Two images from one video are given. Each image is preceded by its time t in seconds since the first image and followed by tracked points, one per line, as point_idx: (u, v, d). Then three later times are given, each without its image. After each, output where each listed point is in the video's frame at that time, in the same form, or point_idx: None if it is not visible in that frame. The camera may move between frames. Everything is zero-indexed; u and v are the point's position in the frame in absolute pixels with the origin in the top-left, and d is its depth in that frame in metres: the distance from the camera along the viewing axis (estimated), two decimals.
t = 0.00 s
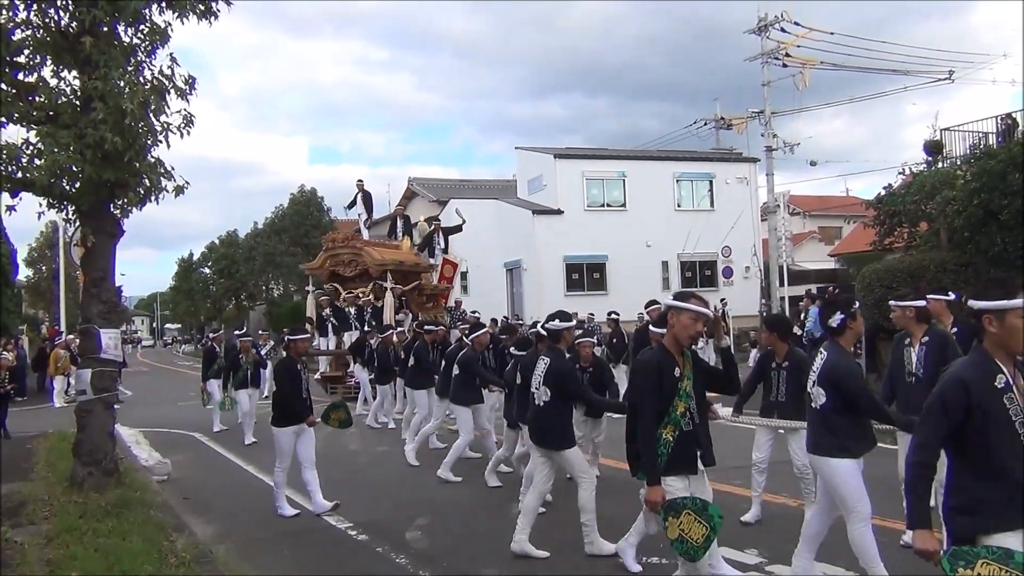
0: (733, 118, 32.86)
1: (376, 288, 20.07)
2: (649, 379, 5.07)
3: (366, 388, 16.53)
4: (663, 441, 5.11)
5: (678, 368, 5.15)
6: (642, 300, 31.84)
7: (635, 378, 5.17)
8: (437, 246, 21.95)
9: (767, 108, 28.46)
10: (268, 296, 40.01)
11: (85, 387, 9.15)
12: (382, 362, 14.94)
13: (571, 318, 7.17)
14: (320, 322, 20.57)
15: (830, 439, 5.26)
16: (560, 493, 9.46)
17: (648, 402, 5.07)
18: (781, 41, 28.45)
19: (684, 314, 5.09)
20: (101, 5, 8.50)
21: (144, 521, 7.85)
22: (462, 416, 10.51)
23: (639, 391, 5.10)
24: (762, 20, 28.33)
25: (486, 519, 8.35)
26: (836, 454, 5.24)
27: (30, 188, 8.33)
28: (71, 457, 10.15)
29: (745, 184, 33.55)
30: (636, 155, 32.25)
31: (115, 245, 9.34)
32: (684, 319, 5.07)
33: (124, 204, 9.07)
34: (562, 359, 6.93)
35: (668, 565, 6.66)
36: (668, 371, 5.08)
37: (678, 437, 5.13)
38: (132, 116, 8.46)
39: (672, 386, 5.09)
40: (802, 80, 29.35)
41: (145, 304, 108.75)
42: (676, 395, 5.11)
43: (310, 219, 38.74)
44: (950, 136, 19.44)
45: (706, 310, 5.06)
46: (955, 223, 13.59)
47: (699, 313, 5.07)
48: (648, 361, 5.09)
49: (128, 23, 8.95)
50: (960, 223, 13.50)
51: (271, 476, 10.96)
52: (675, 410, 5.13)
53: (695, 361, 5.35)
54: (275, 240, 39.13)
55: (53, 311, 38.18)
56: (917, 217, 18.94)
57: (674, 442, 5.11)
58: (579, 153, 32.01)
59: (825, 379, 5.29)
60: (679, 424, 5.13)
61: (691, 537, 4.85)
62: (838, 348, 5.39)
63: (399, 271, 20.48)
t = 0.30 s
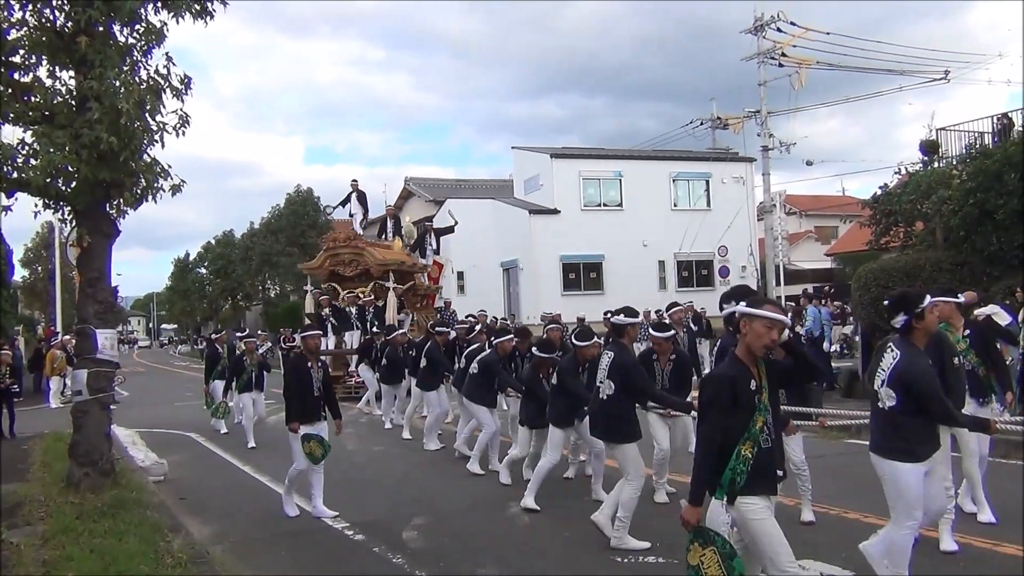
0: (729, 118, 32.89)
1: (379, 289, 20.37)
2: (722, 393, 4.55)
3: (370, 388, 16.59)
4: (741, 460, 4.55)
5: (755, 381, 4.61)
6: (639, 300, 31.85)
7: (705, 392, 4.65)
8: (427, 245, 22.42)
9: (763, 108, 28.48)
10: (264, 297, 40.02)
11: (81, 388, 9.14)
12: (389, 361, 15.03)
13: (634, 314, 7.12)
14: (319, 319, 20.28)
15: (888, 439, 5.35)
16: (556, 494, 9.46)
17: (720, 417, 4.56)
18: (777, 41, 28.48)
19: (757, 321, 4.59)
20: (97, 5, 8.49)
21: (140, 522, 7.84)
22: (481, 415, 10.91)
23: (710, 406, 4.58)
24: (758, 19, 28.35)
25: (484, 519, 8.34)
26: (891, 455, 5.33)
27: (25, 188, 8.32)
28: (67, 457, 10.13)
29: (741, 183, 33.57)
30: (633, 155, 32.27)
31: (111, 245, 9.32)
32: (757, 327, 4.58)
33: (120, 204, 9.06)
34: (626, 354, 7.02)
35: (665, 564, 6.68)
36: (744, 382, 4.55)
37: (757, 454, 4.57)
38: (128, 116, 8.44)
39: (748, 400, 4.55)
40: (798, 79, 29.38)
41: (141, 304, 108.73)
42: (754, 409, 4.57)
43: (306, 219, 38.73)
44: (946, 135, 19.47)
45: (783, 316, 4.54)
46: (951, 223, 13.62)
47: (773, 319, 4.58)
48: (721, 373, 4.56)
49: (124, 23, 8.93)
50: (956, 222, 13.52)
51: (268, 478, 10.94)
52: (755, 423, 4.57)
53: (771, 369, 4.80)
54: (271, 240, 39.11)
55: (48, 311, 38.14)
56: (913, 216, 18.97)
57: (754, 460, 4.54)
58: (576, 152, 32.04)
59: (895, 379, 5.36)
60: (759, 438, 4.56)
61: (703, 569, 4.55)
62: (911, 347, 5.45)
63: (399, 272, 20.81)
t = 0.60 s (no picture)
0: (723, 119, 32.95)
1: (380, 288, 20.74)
2: (800, 385, 4.25)
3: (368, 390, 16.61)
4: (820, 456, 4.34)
5: (831, 370, 4.35)
6: (633, 300, 31.88)
7: (778, 387, 4.35)
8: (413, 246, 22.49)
9: (757, 109, 28.52)
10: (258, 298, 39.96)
11: (74, 389, 9.11)
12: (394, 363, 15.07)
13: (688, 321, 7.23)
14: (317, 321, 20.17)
15: (954, 446, 5.02)
16: (549, 494, 9.45)
17: (803, 412, 4.24)
18: (770, 42, 28.52)
19: (835, 307, 4.30)
20: (90, 5, 8.48)
21: (134, 523, 7.83)
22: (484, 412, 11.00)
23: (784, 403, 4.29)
24: (752, 20, 28.39)
25: (479, 520, 8.33)
26: (957, 465, 5.00)
27: (18, 188, 8.30)
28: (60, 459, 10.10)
29: (734, 184, 33.62)
30: (627, 156, 32.30)
31: (104, 246, 9.30)
32: (835, 314, 4.28)
33: (113, 205, 9.03)
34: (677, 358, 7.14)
35: (659, 564, 6.68)
36: (822, 372, 4.27)
37: (834, 447, 4.37)
38: (121, 116, 8.41)
39: (828, 389, 4.28)
40: (792, 80, 29.43)
41: (134, 305, 108.46)
42: (832, 399, 4.31)
43: (300, 220, 38.66)
44: (939, 136, 19.53)
45: (858, 300, 4.30)
46: (944, 223, 13.66)
47: (850, 304, 4.29)
48: (799, 363, 4.27)
49: (117, 23, 8.91)
50: (949, 223, 13.57)
51: (262, 480, 10.91)
52: (831, 415, 4.34)
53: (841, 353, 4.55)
54: (265, 240, 39.04)
55: (41, 312, 38.00)
56: (906, 216, 19.04)
57: (833, 453, 4.36)
58: (570, 153, 32.06)
59: (967, 385, 5.02)
60: (836, 431, 4.35)
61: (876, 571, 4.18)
62: (983, 351, 5.15)
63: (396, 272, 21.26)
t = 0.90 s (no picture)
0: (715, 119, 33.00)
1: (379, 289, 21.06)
2: (916, 401, 4.01)
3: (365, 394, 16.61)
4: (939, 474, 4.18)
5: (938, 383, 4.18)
6: (626, 300, 31.89)
7: (888, 407, 4.14)
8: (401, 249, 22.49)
9: (750, 109, 28.57)
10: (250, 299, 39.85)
11: (66, 392, 9.07)
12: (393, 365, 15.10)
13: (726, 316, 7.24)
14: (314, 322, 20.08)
15: (998, 439, 4.95)
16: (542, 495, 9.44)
17: (924, 427, 4.00)
18: (762, 42, 28.58)
19: (941, 310, 4.17)
20: (81, 7, 8.45)
21: (127, 526, 7.80)
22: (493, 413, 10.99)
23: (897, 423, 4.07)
24: (744, 21, 28.45)
25: (474, 521, 8.32)
26: (1004, 457, 4.92)
27: (9, 191, 8.27)
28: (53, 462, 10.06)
29: (727, 184, 33.68)
30: (620, 156, 32.34)
31: (96, 249, 9.27)
32: (943, 317, 4.16)
33: (105, 207, 9.00)
34: (707, 351, 7.19)
35: (653, 564, 6.68)
36: (933, 385, 4.06)
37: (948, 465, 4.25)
38: (113, 118, 8.38)
39: (939, 403, 4.07)
40: (784, 80, 29.49)
41: (126, 307, 108.10)
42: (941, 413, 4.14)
43: (293, 221, 38.58)
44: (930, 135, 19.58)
45: (959, 302, 4.22)
46: (936, 223, 13.70)
47: (952, 307, 4.19)
48: (911, 374, 4.04)
49: (108, 25, 8.88)
50: (941, 223, 13.61)
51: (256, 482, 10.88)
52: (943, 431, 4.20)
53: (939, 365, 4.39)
54: (258, 242, 38.95)
55: (32, 315, 37.82)
56: (898, 216, 19.11)
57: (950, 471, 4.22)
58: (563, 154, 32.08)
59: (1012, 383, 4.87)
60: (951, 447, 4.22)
61: None
62: None
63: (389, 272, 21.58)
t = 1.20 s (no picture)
0: (709, 118, 33.04)
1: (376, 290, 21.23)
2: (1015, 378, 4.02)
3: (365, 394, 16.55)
4: None
5: None
6: (621, 300, 31.90)
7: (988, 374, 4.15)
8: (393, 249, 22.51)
9: (743, 108, 28.62)
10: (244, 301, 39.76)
11: (60, 395, 9.04)
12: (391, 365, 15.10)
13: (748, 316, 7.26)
14: (313, 324, 20.01)
15: None
16: (538, 495, 9.44)
17: None
18: (755, 41, 28.62)
19: None
20: (73, 9, 8.43)
21: (122, 529, 7.79)
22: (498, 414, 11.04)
23: (990, 407, 3.72)
24: (737, 20, 28.47)
25: (471, 521, 8.32)
26: None
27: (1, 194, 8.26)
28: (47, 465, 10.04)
29: (721, 183, 33.72)
30: (614, 156, 32.37)
31: (89, 251, 9.25)
32: None
33: (99, 209, 8.98)
34: (724, 350, 7.23)
35: (649, 564, 6.69)
36: None
37: None
38: (105, 120, 8.36)
39: None
40: (777, 79, 29.53)
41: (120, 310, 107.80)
42: None
43: (286, 223, 38.52)
44: (923, 134, 19.61)
45: None
46: (929, 221, 13.72)
47: None
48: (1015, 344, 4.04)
49: (100, 27, 8.86)
50: (935, 221, 13.63)
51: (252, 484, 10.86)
52: None
53: None
54: (251, 243, 38.89)
55: (26, 318, 37.71)
56: (892, 214, 19.15)
57: None
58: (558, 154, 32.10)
59: None
60: None
61: None
62: None
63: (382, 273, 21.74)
